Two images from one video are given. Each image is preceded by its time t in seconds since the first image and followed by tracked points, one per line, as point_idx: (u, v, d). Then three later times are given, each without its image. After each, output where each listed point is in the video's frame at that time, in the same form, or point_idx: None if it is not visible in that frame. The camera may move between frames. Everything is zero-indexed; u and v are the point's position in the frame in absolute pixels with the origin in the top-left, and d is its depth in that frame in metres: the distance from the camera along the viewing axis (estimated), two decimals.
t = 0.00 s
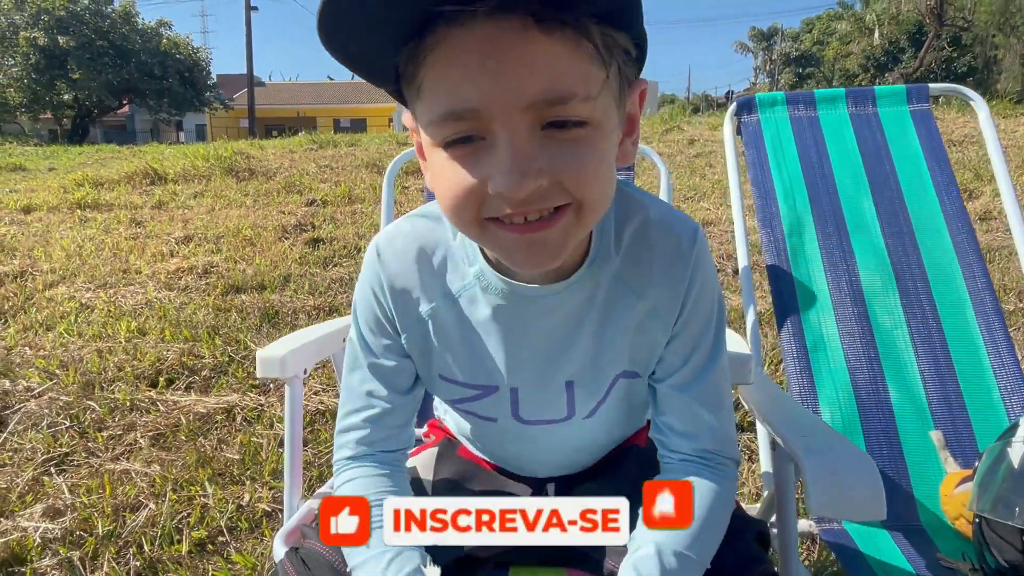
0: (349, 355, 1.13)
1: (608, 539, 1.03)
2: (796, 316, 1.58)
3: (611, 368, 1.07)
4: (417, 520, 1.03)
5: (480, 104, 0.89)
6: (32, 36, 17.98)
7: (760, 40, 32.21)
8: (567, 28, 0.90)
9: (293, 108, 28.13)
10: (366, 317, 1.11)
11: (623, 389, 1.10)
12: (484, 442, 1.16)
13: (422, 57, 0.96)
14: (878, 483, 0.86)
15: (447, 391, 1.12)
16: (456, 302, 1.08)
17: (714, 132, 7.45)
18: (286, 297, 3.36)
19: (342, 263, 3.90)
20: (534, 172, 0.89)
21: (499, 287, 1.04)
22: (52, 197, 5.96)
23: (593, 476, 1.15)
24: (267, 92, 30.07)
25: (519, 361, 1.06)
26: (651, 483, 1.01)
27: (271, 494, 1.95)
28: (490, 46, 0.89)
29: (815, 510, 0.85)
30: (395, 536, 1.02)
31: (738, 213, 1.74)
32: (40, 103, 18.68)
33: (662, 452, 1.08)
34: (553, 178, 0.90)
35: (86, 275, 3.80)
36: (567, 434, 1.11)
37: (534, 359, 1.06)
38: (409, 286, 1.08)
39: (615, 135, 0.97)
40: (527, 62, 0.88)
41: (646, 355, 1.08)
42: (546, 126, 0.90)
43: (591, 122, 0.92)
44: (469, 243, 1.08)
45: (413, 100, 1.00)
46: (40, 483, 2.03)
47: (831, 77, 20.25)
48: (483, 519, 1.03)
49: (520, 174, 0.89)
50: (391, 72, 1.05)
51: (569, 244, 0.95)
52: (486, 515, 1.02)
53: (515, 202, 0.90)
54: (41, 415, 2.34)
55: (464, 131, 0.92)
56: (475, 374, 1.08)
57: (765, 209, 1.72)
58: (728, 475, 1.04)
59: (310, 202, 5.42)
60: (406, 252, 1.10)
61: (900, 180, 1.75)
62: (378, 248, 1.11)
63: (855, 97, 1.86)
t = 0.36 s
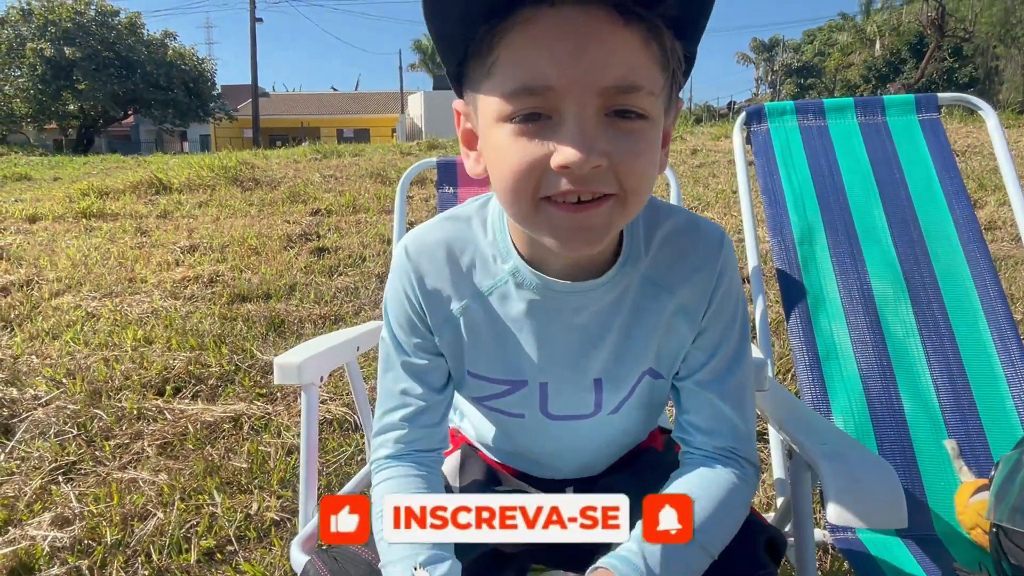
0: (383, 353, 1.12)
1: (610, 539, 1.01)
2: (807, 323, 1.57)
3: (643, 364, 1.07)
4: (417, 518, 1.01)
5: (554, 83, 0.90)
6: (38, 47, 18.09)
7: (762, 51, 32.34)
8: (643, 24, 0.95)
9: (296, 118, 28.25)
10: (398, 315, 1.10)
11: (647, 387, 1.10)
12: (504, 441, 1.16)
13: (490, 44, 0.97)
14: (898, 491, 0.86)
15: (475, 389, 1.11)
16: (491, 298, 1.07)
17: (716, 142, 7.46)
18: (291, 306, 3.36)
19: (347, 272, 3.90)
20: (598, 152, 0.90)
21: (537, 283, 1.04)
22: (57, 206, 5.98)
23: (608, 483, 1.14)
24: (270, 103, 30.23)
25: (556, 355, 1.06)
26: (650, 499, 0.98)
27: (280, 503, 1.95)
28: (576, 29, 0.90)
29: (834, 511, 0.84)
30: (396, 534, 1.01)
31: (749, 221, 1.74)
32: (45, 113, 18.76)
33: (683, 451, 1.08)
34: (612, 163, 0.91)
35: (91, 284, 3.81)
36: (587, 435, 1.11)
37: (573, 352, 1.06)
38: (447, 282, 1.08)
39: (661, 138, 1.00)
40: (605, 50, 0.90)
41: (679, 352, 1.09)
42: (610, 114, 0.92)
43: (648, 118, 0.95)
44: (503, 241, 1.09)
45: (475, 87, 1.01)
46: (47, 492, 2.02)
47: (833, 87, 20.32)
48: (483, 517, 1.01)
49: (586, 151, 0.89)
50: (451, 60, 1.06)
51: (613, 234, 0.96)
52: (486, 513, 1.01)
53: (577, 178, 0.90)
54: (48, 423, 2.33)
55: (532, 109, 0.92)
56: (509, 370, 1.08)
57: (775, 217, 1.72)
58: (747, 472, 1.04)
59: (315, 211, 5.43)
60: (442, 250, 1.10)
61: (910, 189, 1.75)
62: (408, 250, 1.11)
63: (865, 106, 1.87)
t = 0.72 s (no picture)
0: (365, 365, 1.11)
1: (608, 539, 1.03)
2: (806, 333, 1.56)
3: (632, 376, 1.06)
4: (417, 519, 1.02)
5: (525, 90, 0.89)
6: (42, 57, 18.15)
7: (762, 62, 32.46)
8: (614, 21, 0.94)
9: (298, 128, 28.33)
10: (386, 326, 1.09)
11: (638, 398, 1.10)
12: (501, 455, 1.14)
13: (461, 53, 0.97)
14: (898, 504, 0.84)
15: (467, 404, 1.11)
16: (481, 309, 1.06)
17: (716, 152, 7.47)
18: (290, 315, 3.34)
19: (346, 280, 3.89)
20: (575, 159, 0.88)
21: (524, 294, 1.03)
22: (58, 215, 5.99)
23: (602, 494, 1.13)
24: (273, 112, 30.35)
25: (544, 368, 1.05)
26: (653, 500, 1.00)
27: (274, 514, 1.93)
28: (544, 33, 0.90)
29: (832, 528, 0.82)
30: (397, 536, 1.01)
31: (746, 228, 1.72)
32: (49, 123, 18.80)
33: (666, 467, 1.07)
34: (591, 169, 0.89)
35: (90, 293, 3.80)
36: (583, 450, 1.10)
37: (559, 365, 1.05)
38: (434, 293, 1.07)
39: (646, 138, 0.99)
40: (574, 53, 0.89)
41: (667, 361, 1.08)
42: (587, 118, 0.91)
43: (628, 118, 0.94)
44: (490, 249, 1.07)
45: (449, 98, 1.01)
46: (40, 502, 2.00)
47: (833, 98, 20.38)
48: (483, 517, 1.03)
49: (560, 158, 0.88)
50: (422, 72, 1.06)
51: (599, 244, 0.94)
52: (486, 514, 1.02)
53: (556, 188, 0.88)
54: (42, 432, 2.32)
55: (506, 117, 0.91)
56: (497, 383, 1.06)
57: (774, 225, 1.71)
58: (727, 491, 1.02)
59: (315, 220, 5.43)
60: (431, 260, 1.08)
61: (909, 197, 1.74)
62: (401, 255, 1.09)
63: (863, 114, 1.86)
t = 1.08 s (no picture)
0: (357, 390, 1.09)
1: (608, 540, 1.01)
2: (812, 351, 1.54)
3: (631, 396, 1.04)
4: (417, 519, 1.02)
5: (509, 98, 0.89)
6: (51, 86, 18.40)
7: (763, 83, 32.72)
8: (591, 23, 0.94)
9: (304, 153, 28.58)
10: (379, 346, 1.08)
11: (646, 424, 1.07)
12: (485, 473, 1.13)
13: (439, 68, 0.99)
14: (909, 520, 0.82)
15: (460, 424, 1.09)
16: (474, 326, 1.06)
17: (718, 172, 7.49)
18: (292, 337, 3.34)
19: (350, 303, 3.89)
20: (560, 166, 0.88)
21: (516, 308, 1.02)
22: (65, 241, 6.02)
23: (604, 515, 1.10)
24: (279, 138, 30.65)
25: (536, 384, 1.04)
26: (652, 499, 1.01)
27: (274, 539, 1.90)
28: (518, 40, 0.90)
29: (843, 544, 0.81)
30: (396, 536, 1.01)
31: (749, 246, 1.71)
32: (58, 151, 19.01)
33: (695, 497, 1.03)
34: (578, 176, 0.89)
35: (94, 317, 3.80)
36: (580, 468, 1.08)
37: (551, 381, 1.04)
38: (424, 312, 1.06)
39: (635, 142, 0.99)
40: (552, 60, 0.89)
41: (676, 385, 1.05)
42: (571, 125, 0.91)
43: (615, 122, 0.94)
44: (485, 266, 1.07)
45: (432, 113, 1.02)
46: (39, 528, 1.98)
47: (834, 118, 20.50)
48: (483, 518, 1.01)
49: (546, 167, 0.87)
50: (405, 93, 1.08)
51: (592, 253, 0.93)
52: (486, 514, 1.01)
53: (542, 197, 0.88)
54: (43, 457, 2.30)
55: (491, 130, 0.92)
56: (490, 403, 1.05)
57: (776, 242, 1.70)
58: (762, 517, 0.97)
59: (319, 243, 5.44)
60: (421, 279, 1.07)
61: (912, 212, 1.73)
62: (393, 273, 1.09)
63: (863, 130, 1.86)
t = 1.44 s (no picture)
0: (356, 407, 1.09)
1: (608, 540, 1.01)
2: (817, 359, 1.53)
3: (635, 406, 1.03)
4: (417, 519, 1.03)
5: (522, 98, 0.90)
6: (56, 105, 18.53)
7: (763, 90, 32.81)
8: (605, 29, 0.96)
9: (306, 167, 28.70)
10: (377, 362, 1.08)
11: (648, 436, 1.06)
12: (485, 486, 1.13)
13: (452, 72, 0.99)
14: (918, 532, 0.81)
15: (460, 439, 1.09)
16: (473, 340, 1.06)
17: (720, 180, 7.50)
18: (298, 352, 3.34)
19: (354, 316, 3.90)
20: (575, 164, 0.88)
21: (516, 321, 1.02)
22: (70, 258, 6.05)
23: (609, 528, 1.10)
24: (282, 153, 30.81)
25: (540, 395, 1.03)
26: (652, 499, 1.03)
27: (281, 555, 1.90)
28: (535, 39, 0.91)
29: (850, 558, 0.80)
30: (396, 536, 1.01)
31: (751, 255, 1.71)
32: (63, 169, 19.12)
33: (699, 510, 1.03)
34: (593, 173, 0.89)
35: (100, 334, 3.81)
36: (582, 481, 1.08)
37: (558, 389, 1.03)
38: (424, 326, 1.06)
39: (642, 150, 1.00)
40: (566, 62, 0.90)
41: (679, 396, 1.04)
42: (585, 126, 0.91)
43: (624, 127, 0.94)
44: (486, 279, 1.07)
45: (443, 115, 1.02)
46: (45, 547, 1.98)
47: (834, 123, 20.53)
48: (483, 517, 1.03)
49: (561, 164, 0.87)
50: (416, 96, 1.09)
51: (603, 256, 0.93)
52: (486, 514, 1.03)
53: (557, 193, 0.88)
54: (49, 476, 2.30)
55: (505, 128, 0.91)
56: (493, 415, 1.04)
57: (778, 250, 1.70)
58: (768, 531, 0.96)
59: (323, 257, 5.46)
60: (420, 292, 1.08)
61: (915, 217, 1.72)
62: (391, 287, 1.09)
63: (864, 136, 1.86)
